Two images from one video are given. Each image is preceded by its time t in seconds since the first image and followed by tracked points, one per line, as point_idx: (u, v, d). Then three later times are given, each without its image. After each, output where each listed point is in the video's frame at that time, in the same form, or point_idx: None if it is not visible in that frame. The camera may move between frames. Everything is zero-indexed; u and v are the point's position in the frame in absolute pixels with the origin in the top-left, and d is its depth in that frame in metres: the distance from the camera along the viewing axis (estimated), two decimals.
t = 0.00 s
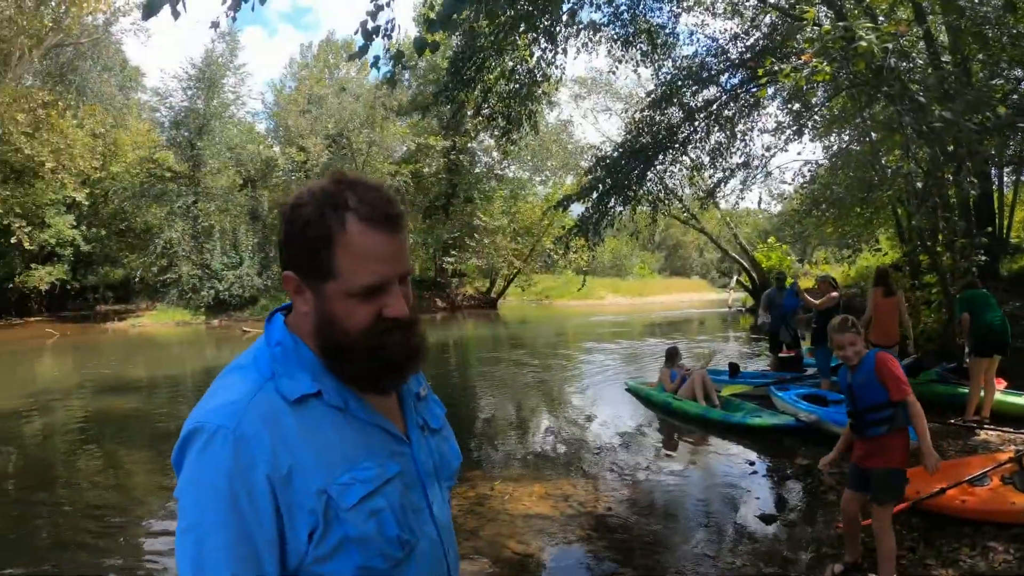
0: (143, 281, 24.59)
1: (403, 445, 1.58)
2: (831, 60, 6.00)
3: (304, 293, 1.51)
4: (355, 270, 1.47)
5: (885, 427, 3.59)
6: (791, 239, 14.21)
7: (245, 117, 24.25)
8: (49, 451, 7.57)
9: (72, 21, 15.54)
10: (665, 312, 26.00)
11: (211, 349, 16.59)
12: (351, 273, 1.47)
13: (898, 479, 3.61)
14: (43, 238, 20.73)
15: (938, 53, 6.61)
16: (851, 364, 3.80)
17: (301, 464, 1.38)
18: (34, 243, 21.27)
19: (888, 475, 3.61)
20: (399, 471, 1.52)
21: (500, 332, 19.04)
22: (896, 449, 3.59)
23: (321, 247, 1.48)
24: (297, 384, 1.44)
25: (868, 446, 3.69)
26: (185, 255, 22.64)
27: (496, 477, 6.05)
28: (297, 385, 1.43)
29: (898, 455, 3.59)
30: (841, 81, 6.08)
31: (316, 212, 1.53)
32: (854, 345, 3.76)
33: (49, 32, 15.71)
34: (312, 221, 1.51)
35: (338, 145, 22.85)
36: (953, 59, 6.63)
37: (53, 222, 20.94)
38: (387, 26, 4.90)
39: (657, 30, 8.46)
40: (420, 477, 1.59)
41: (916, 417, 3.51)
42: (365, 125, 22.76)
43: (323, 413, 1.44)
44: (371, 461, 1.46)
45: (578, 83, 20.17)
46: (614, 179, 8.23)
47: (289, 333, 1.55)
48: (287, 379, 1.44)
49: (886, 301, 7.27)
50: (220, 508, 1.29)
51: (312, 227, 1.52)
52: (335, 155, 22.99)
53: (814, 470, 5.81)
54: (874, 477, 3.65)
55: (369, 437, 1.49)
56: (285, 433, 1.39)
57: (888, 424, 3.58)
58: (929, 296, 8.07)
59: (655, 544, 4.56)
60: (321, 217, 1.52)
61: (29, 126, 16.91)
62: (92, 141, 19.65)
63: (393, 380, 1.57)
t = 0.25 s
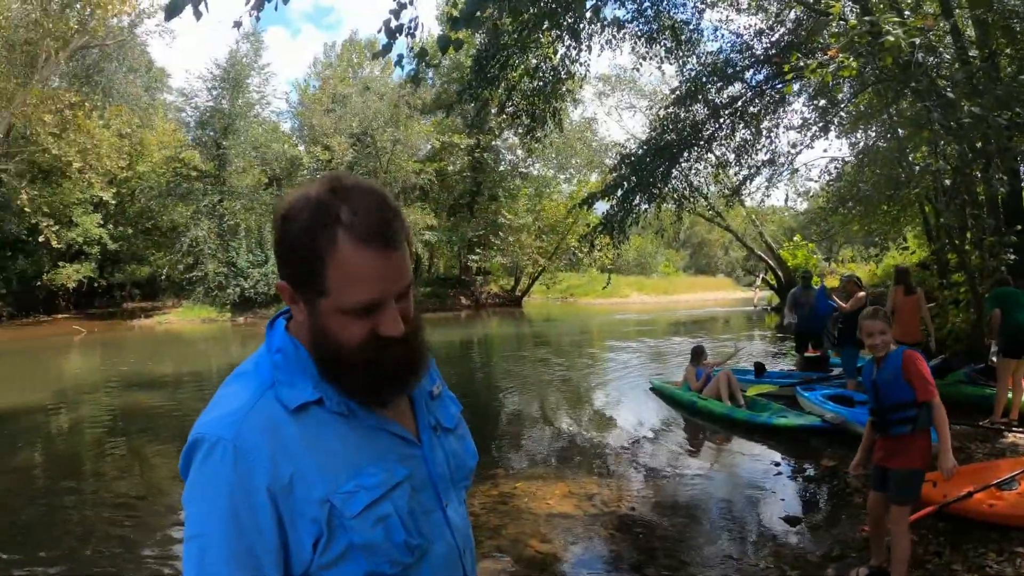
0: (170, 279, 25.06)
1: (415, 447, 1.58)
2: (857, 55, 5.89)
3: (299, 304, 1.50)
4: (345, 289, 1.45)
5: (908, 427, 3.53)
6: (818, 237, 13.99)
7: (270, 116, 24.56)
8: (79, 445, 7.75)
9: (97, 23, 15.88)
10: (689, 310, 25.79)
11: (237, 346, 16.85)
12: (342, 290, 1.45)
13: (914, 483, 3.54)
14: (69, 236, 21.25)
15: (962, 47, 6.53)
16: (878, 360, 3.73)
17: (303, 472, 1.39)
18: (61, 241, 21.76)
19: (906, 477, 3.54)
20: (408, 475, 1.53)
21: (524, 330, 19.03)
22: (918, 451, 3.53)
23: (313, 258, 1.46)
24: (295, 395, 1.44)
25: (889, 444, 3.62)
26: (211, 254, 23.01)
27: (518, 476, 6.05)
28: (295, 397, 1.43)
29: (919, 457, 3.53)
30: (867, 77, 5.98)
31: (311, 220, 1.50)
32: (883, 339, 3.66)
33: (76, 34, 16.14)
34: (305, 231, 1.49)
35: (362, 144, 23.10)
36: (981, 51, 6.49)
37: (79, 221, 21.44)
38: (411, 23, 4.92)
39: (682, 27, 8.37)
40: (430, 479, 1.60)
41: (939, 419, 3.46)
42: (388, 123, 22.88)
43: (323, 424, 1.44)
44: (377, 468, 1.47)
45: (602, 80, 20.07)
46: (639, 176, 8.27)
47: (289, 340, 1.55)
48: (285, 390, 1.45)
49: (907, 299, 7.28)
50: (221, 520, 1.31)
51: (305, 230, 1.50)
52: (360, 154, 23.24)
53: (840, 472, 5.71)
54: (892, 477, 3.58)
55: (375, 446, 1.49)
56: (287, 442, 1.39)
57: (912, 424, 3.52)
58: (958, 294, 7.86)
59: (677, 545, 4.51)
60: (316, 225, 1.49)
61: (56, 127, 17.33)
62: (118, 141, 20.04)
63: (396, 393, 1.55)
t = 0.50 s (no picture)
0: (182, 276, 25.25)
1: (440, 476, 1.40)
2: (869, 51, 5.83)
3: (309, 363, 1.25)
4: (344, 395, 1.17)
5: (924, 437, 3.48)
6: (831, 235, 13.88)
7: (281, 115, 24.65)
8: (92, 442, 7.82)
9: (108, 24, 15.96)
10: (700, 309, 25.69)
11: (248, 344, 16.96)
12: (334, 392, 1.18)
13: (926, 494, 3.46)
14: (83, 235, 21.23)
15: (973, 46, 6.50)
16: (900, 363, 3.70)
17: (308, 514, 1.23)
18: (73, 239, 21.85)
19: (918, 487, 3.48)
20: (422, 519, 1.34)
21: (534, 329, 19.00)
22: (932, 462, 3.48)
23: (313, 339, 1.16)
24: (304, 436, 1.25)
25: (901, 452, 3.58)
26: (223, 252, 23.17)
27: (528, 474, 6.06)
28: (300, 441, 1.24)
29: (933, 468, 3.47)
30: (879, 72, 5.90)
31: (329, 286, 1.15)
32: (906, 342, 3.63)
33: (87, 34, 16.26)
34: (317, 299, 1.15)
35: (373, 142, 23.20)
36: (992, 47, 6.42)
37: (92, 219, 21.43)
38: (421, 20, 4.93)
39: (693, 24, 8.32)
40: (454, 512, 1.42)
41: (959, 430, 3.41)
42: (398, 122, 22.92)
43: (332, 472, 1.25)
44: (386, 512, 1.28)
45: (613, 77, 19.98)
46: (650, 174, 8.31)
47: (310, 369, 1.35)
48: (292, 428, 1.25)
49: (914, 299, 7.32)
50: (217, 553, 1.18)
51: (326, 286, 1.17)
52: (372, 152, 23.31)
53: (852, 472, 5.67)
54: (903, 486, 3.53)
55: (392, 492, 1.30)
56: (293, 484, 1.23)
57: (928, 434, 3.48)
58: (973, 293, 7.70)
59: (687, 544, 4.50)
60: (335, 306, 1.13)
61: (66, 127, 17.50)
62: (131, 140, 20.14)
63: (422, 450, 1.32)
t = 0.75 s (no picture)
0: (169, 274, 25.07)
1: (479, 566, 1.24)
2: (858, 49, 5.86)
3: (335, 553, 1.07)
4: None
5: (920, 442, 3.44)
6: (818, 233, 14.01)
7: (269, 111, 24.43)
8: (79, 441, 7.75)
9: (96, 19, 15.71)
10: (687, 306, 25.93)
11: (237, 342, 16.88)
12: None
13: (918, 498, 3.47)
14: (69, 232, 20.82)
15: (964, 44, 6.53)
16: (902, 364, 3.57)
17: None
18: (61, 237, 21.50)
19: (909, 490, 3.48)
20: None
21: (523, 326, 19.03)
22: (926, 466, 3.45)
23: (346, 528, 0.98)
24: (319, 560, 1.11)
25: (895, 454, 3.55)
26: (211, 250, 23.00)
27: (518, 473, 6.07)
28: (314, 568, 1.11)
29: (926, 473, 3.45)
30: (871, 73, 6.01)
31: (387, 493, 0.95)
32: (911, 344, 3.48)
33: (75, 29, 15.92)
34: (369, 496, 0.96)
35: (362, 139, 23.13)
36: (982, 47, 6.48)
37: (79, 216, 20.96)
38: (409, 16, 4.89)
39: (683, 22, 8.34)
40: None
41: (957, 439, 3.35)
42: (387, 119, 22.85)
43: None
44: None
45: (602, 75, 20.03)
46: (639, 172, 8.31)
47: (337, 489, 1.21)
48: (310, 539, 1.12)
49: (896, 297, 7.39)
50: None
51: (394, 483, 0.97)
52: (360, 150, 23.24)
53: (841, 470, 5.72)
54: (895, 487, 3.52)
55: None
56: None
57: (924, 439, 3.43)
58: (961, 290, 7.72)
59: (677, 543, 4.53)
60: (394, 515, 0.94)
61: (53, 123, 17.30)
62: (118, 137, 19.91)
63: None
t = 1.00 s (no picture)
0: (146, 272, 24.70)
1: None
2: (836, 48, 5.93)
3: None
4: None
5: (900, 442, 3.31)
6: (796, 232, 14.21)
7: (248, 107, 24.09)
8: (52, 442, 7.60)
9: (73, 13, 15.33)
10: (666, 304, 26.16)
11: (214, 340, 16.68)
12: None
13: (898, 500, 3.35)
14: (43, 230, 20.22)
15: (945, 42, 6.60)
16: (886, 362, 3.42)
17: None
18: (34, 234, 21.02)
19: (889, 491, 3.36)
20: None
21: (503, 324, 19.04)
22: (907, 467, 3.32)
23: None
24: None
25: (876, 453, 3.43)
26: (188, 247, 22.67)
27: (498, 472, 6.06)
28: None
29: (907, 474, 3.32)
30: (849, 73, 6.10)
31: None
32: (894, 342, 3.33)
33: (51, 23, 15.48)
34: None
35: (340, 136, 22.96)
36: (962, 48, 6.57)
37: (55, 214, 20.45)
38: (390, 12, 4.85)
39: (662, 21, 8.43)
40: None
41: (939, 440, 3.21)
42: (366, 115, 22.67)
43: None
44: None
45: (581, 73, 20.06)
46: (618, 170, 8.34)
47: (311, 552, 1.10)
48: None
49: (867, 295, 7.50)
50: None
51: None
52: (338, 146, 23.07)
53: (820, 466, 5.80)
54: (875, 487, 3.41)
55: None
56: None
57: (905, 439, 3.30)
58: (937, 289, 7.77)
59: (658, 542, 4.53)
60: None
61: (30, 118, 16.87)
62: (93, 132, 19.49)
63: None
